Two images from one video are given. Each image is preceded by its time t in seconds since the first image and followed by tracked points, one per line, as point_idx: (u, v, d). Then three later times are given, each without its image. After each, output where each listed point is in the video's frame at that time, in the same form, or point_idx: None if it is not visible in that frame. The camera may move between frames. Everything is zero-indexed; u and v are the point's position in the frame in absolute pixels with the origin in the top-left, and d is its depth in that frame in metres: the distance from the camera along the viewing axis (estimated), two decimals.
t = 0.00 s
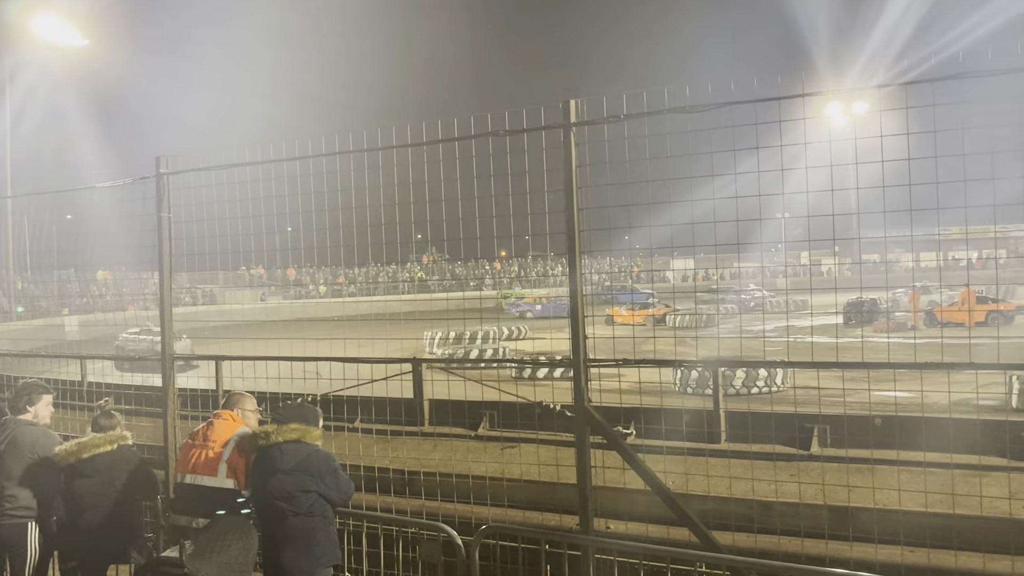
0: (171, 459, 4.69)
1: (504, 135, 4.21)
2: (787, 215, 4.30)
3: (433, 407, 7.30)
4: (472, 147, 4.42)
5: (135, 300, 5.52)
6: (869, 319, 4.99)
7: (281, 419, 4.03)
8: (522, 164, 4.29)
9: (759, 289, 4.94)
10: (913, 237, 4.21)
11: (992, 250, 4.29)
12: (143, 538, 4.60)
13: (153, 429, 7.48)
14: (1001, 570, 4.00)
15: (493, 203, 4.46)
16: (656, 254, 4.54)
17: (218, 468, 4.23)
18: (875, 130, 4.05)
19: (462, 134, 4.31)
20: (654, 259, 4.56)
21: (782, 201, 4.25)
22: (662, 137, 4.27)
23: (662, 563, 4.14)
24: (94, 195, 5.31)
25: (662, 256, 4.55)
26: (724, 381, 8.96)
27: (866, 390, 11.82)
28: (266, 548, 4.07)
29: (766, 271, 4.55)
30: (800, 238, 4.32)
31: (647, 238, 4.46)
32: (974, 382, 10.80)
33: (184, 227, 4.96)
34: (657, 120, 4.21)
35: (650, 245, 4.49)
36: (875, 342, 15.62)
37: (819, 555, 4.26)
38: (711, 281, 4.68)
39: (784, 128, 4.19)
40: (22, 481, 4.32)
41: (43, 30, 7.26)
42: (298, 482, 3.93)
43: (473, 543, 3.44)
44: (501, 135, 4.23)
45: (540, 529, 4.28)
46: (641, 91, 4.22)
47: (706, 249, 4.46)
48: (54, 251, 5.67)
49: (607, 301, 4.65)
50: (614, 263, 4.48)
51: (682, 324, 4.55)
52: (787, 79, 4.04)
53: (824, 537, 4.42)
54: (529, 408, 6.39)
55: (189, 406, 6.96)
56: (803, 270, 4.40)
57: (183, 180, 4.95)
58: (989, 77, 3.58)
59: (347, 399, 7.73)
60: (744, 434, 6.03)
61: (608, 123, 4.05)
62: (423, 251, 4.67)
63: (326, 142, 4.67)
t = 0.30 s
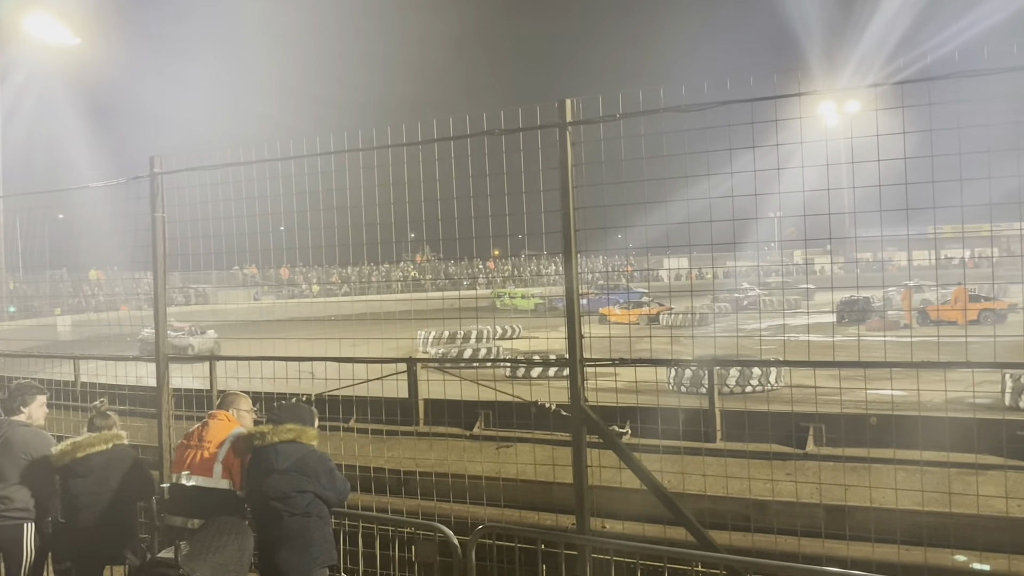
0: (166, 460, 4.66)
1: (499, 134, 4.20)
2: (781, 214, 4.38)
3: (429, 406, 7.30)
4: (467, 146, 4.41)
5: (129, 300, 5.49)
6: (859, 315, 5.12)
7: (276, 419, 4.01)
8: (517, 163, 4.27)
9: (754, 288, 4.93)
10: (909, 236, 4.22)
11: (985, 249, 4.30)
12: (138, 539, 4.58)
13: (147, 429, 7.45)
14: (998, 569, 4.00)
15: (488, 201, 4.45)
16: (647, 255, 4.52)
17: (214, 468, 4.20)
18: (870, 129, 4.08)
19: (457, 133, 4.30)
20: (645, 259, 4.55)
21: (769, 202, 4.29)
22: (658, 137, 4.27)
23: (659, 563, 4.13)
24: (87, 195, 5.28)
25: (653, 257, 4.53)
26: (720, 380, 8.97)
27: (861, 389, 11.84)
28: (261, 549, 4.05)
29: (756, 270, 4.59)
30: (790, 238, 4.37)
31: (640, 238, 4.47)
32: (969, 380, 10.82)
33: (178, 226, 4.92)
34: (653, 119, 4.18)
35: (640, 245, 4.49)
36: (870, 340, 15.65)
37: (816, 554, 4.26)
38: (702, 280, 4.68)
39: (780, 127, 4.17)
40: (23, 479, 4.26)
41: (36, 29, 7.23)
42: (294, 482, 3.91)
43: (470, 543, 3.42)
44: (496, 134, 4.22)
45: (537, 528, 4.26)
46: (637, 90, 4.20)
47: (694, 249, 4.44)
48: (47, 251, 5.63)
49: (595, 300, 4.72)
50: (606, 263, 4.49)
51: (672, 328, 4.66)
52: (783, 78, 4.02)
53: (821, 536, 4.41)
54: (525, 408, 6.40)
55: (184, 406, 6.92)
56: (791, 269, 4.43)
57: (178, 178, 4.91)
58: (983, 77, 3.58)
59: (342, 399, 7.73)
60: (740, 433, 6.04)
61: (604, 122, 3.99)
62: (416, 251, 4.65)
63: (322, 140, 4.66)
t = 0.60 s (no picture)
0: (162, 460, 4.64)
1: (496, 132, 4.17)
2: (777, 212, 4.45)
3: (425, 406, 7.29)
4: (463, 145, 4.39)
5: (124, 300, 5.47)
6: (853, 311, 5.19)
7: (272, 419, 3.99)
8: (513, 162, 4.26)
9: (750, 287, 4.93)
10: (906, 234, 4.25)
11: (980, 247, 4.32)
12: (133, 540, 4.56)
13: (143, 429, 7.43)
14: (996, 567, 3.99)
15: (485, 200, 4.43)
16: (641, 254, 4.57)
17: (210, 469, 4.18)
18: (867, 126, 4.07)
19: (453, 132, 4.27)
20: (640, 257, 4.60)
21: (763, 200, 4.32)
22: (654, 135, 4.26)
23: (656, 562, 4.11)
24: (81, 194, 5.26)
25: (648, 254, 4.56)
26: (716, 379, 8.98)
27: (857, 387, 11.85)
28: (257, 550, 4.03)
29: (752, 268, 4.65)
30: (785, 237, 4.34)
31: (636, 236, 4.48)
32: (965, 378, 10.84)
33: (173, 226, 4.90)
34: (650, 117, 4.15)
35: (635, 244, 4.53)
36: (866, 338, 15.67)
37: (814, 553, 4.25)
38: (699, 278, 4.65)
39: (777, 125, 4.14)
40: (23, 478, 4.24)
41: (31, 29, 7.21)
42: (290, 482, 3.89)
43: (467, 543, 3.41)
44: (492, 132, 4.19)
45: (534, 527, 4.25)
46: (634, 88, 4.16)
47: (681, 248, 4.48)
48: (41, 251, 5.59)
49: (593, 299, 4.69)
50: (602, 261, 4.52)
51: (670, 324, 4.73)
52: (780, 76, 4.00)
53: (819, 535, 4.39)
54: (521, 407, 6.40)
55: (180, 406, 6.89)
56: (786, 268, 4.43)
57: (173, 177, 4.88)
58: (982, 73, 3.55)
59: (338, 398, 7.72)
60: (736, 431, 6.04)
61: (602, 121, 3.97)
62: (411, 250, 4.65)
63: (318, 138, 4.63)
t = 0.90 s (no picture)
0: (158, 461, 4.63)
1: (491, 132, 4.17)
2: (773, 212, 4.48)
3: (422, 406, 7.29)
4: (459, 144, 4.39)
5: (120, 300, 5.46)
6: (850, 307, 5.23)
7: (268, 419, 3.97)
8: (510, 161, 4.27)
9: (746, 285, 4.93)
10: (903, 232, 4.24)
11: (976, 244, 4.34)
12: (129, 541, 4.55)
13: (139, 430, 7.42)
14: (993, 566, 3.98)
15: (481, 200, 4.42)
16: (638, 253, 4.60)
17: (205, 469, 4.17)
18: (863, 123, 4.06)
19: (449, 131, 4.28)
20: (638, 256, 4.62)
21: (760, 199, 4.31)
22: (650, 134, 4.27)
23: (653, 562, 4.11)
24: (76, 194, 5.25)
25: (644, 254, 4.60)
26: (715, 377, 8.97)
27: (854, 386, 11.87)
28: (253, 549, 4.02)
29: (749, 267, 4.63)
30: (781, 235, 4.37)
31: (632, 235, 4.47)
32: (962, 377, 10.86)
33: (168, 226, 4.89)
34: (646, 115, 4.15)
35: (631, 242, 4.52)
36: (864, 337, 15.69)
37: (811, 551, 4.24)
38: (696, 276, 4.64)
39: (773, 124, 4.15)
40: (16, 477, 4.22)
41: (25, 28, 7.19)
42: (287, 483, 3.88)
43: (464, 543, 3.40)
44: (489, 131, 4.19)
45: (531, 527, 4.24)
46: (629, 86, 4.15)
47: (677, 248, 4.44)
48: (37, 251, 5.60)
49: (590, 297, 4.66)
50: (599, 259, 4.49)
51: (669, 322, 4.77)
52: (776, 74, 4.00)
53: (816, 534, 4.38)
54: (518, 407, 6.40)
55: (176, 407, 6.89)
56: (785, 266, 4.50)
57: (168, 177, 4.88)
58: (978, 72, 3.55)
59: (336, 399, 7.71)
60: (733, 431, 6.04)
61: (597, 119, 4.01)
62: (408, 249, 4.63)
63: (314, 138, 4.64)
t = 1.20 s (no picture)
0: (159, 460, 4.62)
1: (492, 130, 4.17)
2: (774, 209, 4.35)
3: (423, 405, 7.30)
4: (459, 142, 4.38)
5: (120, 299, 5.46)
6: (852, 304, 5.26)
7: (269, 418, 3.97)
8: (511, 159, 4.26)
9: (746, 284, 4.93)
10: (905, 230, 4.26)
11: (977, 242, 4.34)
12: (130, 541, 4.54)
13: (139, 429, 7.41)
14: (996, 564, 3.98)
15: (482, 198, 4.42)
16: (638, 251, 4.54)
17: (207, 468, 4.17)
18: (864, 120, 4.05)
19: (449, 129, 4.28)
20: (637, 254, 4.57)
21: (762, 196, 4.28)
22: (651, 132, 4.27)
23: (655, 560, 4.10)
24: (76, 193, 5.24)
25: (645, 252, 4.53)
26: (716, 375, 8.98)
27: (855, 384, 11.88)
28: (254, 550, 4.01)
29: (751, 265, 4.56)
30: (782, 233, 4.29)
31: (633, 233, 4.46)
32: (964, 374, 10.87)
33: (169, 225, 4.88)
34: (648, 113, 4.16)
35: (632, 241, 4.49)
36: (864, 335, 15.67)
37: (814, 550, 4.24)
38: (695, 274, 4.63)
39: (774, 121, 4.16)
40: (19, 475, 4.19)
41: (25, 27, 7.18)
42: (288, 482, 3.88)
43: (465, 542, 3.41)
44: (489, 130, 4.19)
45: (532, 526, 4.24)
46: (630, 84, 4.15)
47: (677, 245, 4.41)
48: (37, 251, 5.59)
49: (590, 296, 4.70)
50: (599, 258, 4.52)
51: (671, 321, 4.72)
52: (777, 71, 4.01)
53: (818, 532, 4.38)
54: (520, 406, 6.41)
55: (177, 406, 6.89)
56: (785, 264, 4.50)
57: (168, 176, 4.88)
58: (982, 69, 3.54)
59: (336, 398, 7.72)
60: (734, 429, 6.05)
61: (597, 117, 4.00)
62: (410, 248, 4.61)
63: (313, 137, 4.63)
